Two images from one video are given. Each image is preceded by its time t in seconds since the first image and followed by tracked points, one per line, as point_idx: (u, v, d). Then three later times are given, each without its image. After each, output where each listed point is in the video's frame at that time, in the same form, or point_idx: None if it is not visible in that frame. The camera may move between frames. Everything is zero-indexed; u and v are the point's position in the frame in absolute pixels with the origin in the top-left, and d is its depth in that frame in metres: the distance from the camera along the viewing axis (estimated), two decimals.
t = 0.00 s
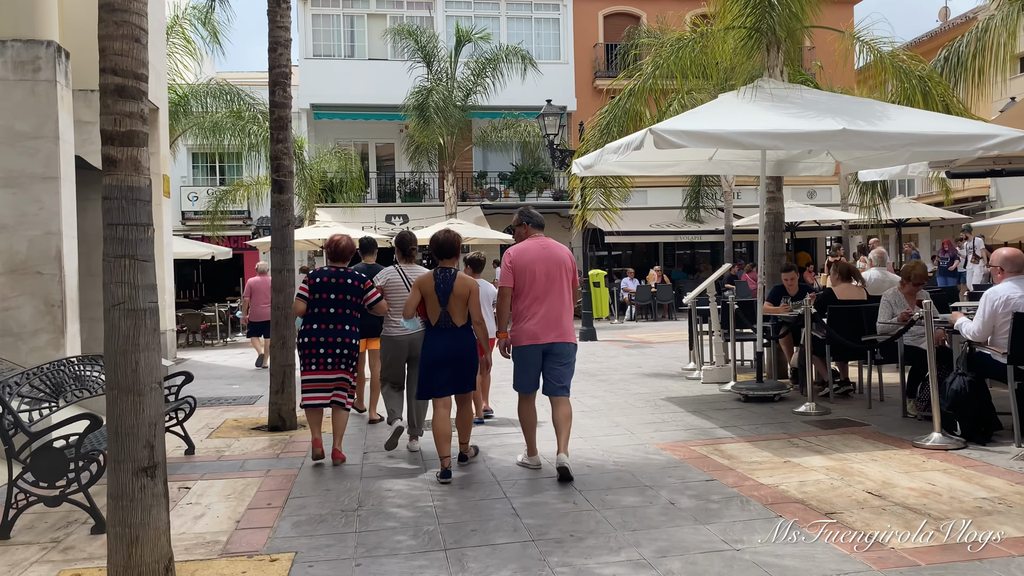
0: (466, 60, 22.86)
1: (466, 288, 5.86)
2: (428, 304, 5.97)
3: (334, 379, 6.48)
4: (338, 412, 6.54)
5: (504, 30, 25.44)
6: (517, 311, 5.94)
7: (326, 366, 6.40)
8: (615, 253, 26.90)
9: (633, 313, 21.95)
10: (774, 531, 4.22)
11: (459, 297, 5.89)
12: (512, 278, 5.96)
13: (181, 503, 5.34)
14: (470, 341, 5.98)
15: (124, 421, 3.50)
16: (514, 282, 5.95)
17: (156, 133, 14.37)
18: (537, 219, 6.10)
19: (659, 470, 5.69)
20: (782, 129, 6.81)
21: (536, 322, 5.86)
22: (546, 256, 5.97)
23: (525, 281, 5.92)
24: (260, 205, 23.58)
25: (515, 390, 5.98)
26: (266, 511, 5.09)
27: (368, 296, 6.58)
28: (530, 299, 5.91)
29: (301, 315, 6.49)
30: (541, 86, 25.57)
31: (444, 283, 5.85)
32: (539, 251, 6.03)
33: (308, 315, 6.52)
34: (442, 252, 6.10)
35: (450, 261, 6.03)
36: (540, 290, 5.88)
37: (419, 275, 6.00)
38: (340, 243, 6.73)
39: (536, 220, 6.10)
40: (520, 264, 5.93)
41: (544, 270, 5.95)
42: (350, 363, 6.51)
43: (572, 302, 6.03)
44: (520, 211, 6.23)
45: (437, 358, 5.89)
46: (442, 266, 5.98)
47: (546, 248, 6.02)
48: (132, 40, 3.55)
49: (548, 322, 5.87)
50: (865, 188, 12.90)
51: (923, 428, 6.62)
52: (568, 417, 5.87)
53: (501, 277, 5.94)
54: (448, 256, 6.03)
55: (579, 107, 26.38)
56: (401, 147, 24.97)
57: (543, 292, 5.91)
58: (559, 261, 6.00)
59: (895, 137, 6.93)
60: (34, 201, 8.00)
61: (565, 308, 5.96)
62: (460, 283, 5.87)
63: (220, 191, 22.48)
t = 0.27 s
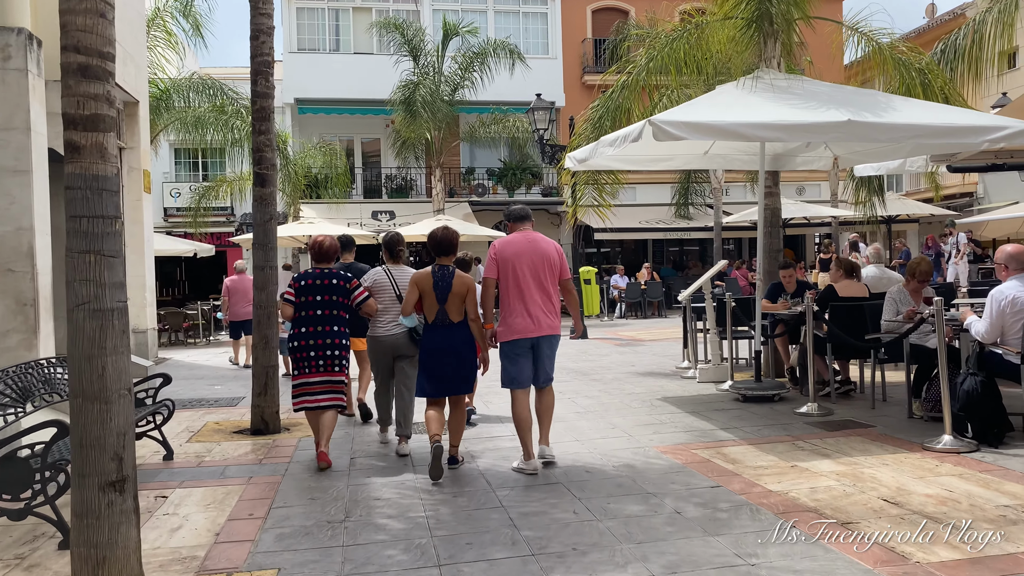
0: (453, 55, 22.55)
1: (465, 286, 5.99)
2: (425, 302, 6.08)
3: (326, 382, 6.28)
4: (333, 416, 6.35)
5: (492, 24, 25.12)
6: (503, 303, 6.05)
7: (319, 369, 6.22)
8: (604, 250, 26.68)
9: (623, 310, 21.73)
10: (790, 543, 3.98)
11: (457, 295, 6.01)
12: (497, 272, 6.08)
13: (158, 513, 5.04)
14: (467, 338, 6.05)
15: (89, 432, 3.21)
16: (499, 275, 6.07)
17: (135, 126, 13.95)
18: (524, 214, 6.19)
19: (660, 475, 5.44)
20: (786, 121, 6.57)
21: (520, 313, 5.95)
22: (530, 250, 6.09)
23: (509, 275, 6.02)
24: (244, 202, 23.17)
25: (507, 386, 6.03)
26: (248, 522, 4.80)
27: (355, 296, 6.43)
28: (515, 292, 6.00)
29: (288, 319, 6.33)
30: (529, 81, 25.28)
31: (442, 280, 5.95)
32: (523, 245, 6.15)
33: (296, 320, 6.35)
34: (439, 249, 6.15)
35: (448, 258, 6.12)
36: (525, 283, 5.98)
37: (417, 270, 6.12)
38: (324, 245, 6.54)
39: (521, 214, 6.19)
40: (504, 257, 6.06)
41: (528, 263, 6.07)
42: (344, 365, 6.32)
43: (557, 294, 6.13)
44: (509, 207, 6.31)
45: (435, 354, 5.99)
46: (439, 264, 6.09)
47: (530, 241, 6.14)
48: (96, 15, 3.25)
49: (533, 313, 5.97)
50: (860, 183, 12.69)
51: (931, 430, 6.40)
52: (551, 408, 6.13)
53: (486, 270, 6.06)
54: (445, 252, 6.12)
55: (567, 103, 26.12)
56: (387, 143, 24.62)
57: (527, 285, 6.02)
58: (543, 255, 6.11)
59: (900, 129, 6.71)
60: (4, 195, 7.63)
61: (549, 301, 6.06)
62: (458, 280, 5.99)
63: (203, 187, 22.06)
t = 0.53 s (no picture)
0: (443, 50, 22.26)
1: (464, 287, 5.89)
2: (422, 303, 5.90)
3: (311, 379, 6.25)
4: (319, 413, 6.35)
5: (482, 20, 24.83)
6: (498, 311, 5.89)
7: (306, 365, 6.20)
8: (594, 248, 26.46)
9: (614, 309, 21.51)
10: (807, 562, 3.74)
11: (455, 294, 5.90)
12: (493, 278, 5.91)
13: (133, 528, 4.75)
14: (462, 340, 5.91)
15: (50, 450, 2.94)
16: (495, 282, 5.90)
17: (116, 122, 13.58)
18: (521, 220, 6.06)
19: (663, 486, 5.19)
20: (791, 116, 6.33)
21: (517, 321, 5.79)
22: (526, 257, 5.94)
23: (506, 281, 5.88)
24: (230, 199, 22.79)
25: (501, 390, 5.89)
26: (229, 538, 4.52)
27: (344, 295, 6.46)
28: (512, 299, 5.85)
29: (276, 315, 6.31)
30: (519, 77, 25.01)
31: (441, 280, 5.83)
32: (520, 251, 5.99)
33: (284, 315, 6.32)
34: (434, 251, 6.03)
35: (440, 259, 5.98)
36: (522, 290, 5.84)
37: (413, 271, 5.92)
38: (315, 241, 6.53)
39: (519, 220, 6.03)
40: (500, 264, 5.89)
41: (525, 270, 5.92)
42: (330, 361, 6.32)
43: (552, 302, 6.00)
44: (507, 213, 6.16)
45: (430, 355, 5.81)
46: (436, 265, 5.95)
47: (527, 248, 5.98)
48: None
49: (530, 321, 5.83)
50: (857, 180, 12.56)
51: (941, 435, 6.18)
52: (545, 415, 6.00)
53: (483, 275, 5.88)
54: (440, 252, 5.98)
55: (557, 100, 25.87)
56: (376, 139, 24.32)
57: (524, 293, 5.87)
58: (539, 263, 5.97)
59: (909, 124, 6.47)
60: None
61: (544, 309, 5.93)
62: (457, 280, 5.89)
63: (188, 183, 21.67)
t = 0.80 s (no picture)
0: (438, 45, 21.99)
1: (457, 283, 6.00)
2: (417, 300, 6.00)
3: (304, 380, 6.21)
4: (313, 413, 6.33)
5: (477, 15, 24.57)
6: (495, 300, 6.02)
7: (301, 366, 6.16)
8: (590, 246, 26.22)
9: (610, 308, 21.28)
10: None
11: (448, 292, 6.02)
12: (489, 271, 6.03)
13: (109, 539, 4.47)
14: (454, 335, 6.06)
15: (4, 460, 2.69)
16: (492, 272, 6.02)
17: (104, 115, 13.26)
18: (517, 213, 6.18)
19: (670, 493, 4.94)
20: (800, 106, 6.10)
21: (515, 310, 5.92)
22: (523, 248, 6.05)
23: (503, 271, 6.00)
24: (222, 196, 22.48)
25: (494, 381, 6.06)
26: (212, 549, 4.25)
27: (342, 295, 6.36)
28: (509, 289, 5.96)
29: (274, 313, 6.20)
30: (514, 74, 24.75)
31: (435, 278, 5.94)
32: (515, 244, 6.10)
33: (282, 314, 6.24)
34: (423, 249, 6.07)
35: (434, 257, 6.04)
36: (520, 280, 5.95)
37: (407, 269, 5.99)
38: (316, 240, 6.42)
39: (513, 214, 6.13)
40: (496, 257, 6.01)
41: (522, 260, 6.02)
42: (325, 363, 6.27)
43: (548, 293, 6.11)
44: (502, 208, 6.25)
45: (422, 352, 5.95)
46: (430, 262, 6.03)
47: (522, 241, 6.09)
48: None
49: (526, 313, 5.96)
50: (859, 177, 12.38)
51: (957, 439, 5.94)
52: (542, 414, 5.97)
53: (479, 269, 6.00)
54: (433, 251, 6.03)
55: (552, 97, 25.63)
56: (370, 136, 24.05)
57: (521, 283, 5.98)
58: (535, 254, 6.09)
59: (924, 115, 6.23)
60: None
61: (541, 298, 6.06)
62: (448, 277, 6.00)
63: (179, 179, 21.34)
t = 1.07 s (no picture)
0: (439, 43, 21.72)
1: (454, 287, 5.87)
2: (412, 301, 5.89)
3: (311, 376, 6.45)
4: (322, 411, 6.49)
5: (479, 12, 24.28)
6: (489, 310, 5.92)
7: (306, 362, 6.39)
8: (591, 246, 25.95)
9: (612, 308, 21.02)
10: None
11: (444, 294, 5.88)
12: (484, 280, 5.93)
13: (91, 559, 4.20)
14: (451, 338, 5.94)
15: None
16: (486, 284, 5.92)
17: (98, 112, 12.96)
18: (507, 221, 6.09)
19: (684, 511, 4.68)
20: (819, 104, 5.83)
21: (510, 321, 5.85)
22: (515, 258, 5.95)
23: (496, 283, 5.90)
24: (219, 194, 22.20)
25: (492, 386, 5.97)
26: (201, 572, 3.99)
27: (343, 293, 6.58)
28: (503, 299, 5.88)
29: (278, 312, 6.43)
30: (516, 72, 24.47)
31: (431, 279, 5.81)
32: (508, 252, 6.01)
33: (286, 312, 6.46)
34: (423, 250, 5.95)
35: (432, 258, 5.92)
36: (513, 289, 5.86)
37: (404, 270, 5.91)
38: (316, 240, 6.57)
39: (504, 221, 6.07)
40: (490, 266, 5.91)
41: (514, 270, 5.94)
42: (330, 359, 6.49)
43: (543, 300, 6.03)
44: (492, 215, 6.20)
45: (418, 353, 5.80)
46: (427, 265, 5.91)
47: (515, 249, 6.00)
48: None
49: (521, 320, 5.87)
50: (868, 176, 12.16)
51: (981, 451, 5.69)
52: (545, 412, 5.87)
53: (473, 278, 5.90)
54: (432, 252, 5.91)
55: (554, 95, 25.37)
56: (370, 134, 23.79)
57: (514, 293, 5.90)
58: (528, 262, 5.98)
59: (948, 112, 5.95)
60: None
61: (535, 306, 5.97)
62: (446, 279, 5.87)
63: (177, 177, 21.05)
